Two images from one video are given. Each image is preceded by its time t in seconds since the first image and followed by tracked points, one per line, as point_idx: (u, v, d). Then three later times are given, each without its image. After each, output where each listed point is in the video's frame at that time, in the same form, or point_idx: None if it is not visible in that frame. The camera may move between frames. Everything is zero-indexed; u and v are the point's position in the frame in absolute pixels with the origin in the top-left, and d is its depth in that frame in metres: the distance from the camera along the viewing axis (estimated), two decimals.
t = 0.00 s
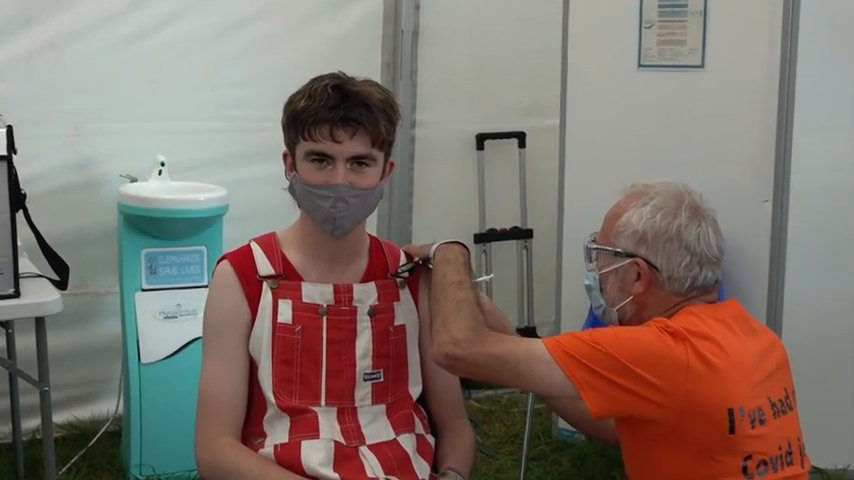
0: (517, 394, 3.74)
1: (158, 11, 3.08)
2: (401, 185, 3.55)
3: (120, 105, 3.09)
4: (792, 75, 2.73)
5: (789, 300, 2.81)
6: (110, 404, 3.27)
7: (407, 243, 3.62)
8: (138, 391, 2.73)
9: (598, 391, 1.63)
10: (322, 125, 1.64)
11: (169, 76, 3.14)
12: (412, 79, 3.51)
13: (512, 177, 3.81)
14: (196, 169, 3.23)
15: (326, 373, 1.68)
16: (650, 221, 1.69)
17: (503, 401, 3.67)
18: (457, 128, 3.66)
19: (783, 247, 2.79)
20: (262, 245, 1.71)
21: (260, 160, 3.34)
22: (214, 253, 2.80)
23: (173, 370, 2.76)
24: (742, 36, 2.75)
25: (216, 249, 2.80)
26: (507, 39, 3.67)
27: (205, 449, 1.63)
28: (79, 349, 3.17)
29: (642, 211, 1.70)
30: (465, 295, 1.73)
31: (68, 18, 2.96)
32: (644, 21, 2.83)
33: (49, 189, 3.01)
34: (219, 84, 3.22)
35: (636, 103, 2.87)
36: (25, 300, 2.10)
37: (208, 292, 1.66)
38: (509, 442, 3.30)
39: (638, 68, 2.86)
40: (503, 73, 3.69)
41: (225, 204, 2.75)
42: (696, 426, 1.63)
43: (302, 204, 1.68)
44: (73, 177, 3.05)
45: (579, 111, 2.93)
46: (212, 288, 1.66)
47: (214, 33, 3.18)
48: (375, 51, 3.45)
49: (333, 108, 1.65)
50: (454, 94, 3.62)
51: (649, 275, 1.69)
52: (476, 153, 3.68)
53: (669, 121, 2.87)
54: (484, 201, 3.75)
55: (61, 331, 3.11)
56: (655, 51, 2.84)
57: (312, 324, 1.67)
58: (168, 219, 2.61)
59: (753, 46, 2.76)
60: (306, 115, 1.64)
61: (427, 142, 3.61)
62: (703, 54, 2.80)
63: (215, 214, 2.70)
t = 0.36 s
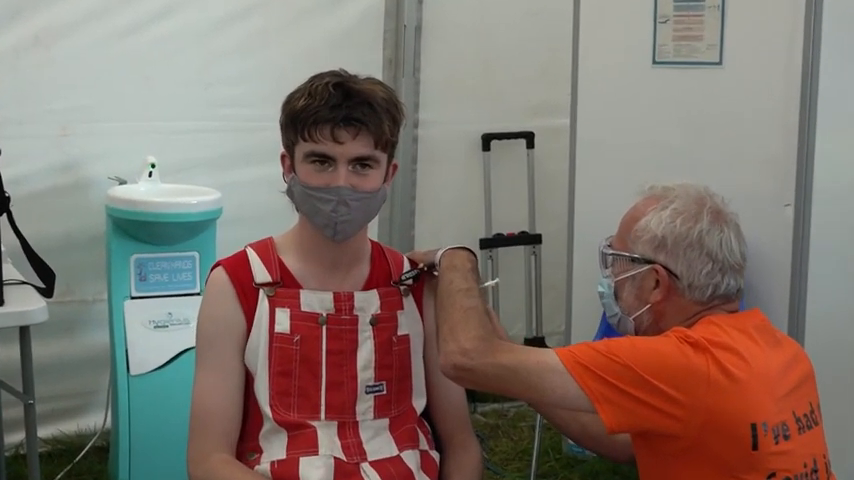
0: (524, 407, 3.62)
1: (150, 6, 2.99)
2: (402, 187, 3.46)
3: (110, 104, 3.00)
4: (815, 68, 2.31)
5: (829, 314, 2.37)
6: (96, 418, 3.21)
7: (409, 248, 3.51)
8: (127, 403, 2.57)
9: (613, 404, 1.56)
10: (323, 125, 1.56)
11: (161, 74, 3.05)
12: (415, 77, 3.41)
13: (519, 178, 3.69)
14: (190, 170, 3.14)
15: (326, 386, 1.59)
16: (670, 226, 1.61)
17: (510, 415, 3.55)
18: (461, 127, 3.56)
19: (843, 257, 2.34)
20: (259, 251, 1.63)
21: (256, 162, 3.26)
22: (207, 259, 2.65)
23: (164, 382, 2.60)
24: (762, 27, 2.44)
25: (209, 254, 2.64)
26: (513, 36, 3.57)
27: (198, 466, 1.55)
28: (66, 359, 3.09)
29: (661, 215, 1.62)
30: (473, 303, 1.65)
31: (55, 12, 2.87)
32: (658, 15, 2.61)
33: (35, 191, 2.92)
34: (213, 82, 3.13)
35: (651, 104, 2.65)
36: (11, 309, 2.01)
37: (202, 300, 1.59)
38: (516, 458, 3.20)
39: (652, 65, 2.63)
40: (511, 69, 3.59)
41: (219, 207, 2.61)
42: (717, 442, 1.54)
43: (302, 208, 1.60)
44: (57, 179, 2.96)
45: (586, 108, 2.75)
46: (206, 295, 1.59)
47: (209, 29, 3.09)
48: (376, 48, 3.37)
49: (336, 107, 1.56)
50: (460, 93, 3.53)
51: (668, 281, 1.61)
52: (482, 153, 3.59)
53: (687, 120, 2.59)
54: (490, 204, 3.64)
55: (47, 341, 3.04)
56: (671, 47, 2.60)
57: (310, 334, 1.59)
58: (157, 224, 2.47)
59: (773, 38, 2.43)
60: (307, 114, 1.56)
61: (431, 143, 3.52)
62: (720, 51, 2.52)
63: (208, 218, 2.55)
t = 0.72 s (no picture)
0: (537, 419, 3.46)
1: None
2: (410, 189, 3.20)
3: (101, 101, 2.82)
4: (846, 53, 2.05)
5: None
6: (88, 431, 3.03)
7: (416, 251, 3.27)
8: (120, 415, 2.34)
9: (634, 418, 1.47)
10: (329, 123, 1.48)
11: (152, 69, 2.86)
12: (422, 72, 3.16)
13: (531, 178, 3.46)
14: (184, 170, 2.95)
15: (330, 398, 1.51)
16: (692, 230, 1.52)
17: (521, 428, 3.40)
18: (469, 124, 3.30)
19: None
20: (259, 255, 1.54)
21: (253, 163, 3.04)
22: (205, 265, 2.43)
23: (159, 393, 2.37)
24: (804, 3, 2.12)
25: (207, 260, 2.43)
26: (528, 29, 3.33)
27: None
28: (56, 368, 2.92)
29: (683, 218, 1.54)
30: (485, 311, 1.57)
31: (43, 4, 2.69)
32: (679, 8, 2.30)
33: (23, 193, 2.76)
34: (209, 78, 2.93)
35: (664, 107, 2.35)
36: None
37: (200, 307, 1.50)
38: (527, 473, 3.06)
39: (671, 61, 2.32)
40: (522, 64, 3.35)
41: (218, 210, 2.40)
42: (744, 458, 1.46)
43: (306, 210, 1.51)
44: (47, 180, 2.79)
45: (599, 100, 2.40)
46: (204, 302, 1.50)
47: (203, 21, 2.88)
48: (381, 42, 3.12)
49: (342, 105, 1.48)
50: (468, 89, 3.27)
51: (691, 288, 1.53)
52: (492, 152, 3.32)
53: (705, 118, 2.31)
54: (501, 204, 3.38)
55: (35, 349, 2.88)
56: (691, 41, 2.30)
57: (314, 343, 1.51)
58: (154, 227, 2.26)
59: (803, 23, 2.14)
60: (312, 112, 1.48)
61: (438, 141, 3.25)
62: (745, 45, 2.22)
63: (207, 221, 2.34)
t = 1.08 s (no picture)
0: (553, 432, 3.37)
1: None
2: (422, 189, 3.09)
3: (94, 98, 2.73)
4: None
5: None
6: (81, 443, 2.96)
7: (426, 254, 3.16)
8: (115, 426, 2.27)
9: (659, 431, 1.39)
10: (337, 121, 1.39)
11: (150, 64, 2.77)
12: (433, 67, 3.04)
13: (546, 179, 3.37)
14: (182, 170, 2.86)
15: (338, 409, 1.43)
16: (722, 233, 1.44)
17: (537, 441, 3.31)
18: (480, 121, 3.19)
19: None
20: (263, 259, 1.46)
21: (255, 161, 2.94)
22: (204, 269, 2.35)
23: (153, 404, 2.29)
24: None
25: (206, 264, 2.35)
26: (544, 21, 3.19)
27: None
28: (48, 377, 2.85)
29: (711, 221, 1.45)
30: (501, 318, 1.49)
31: None
32: None
33: (13, 193, 2.68)
34: (209, 73, 2.83)
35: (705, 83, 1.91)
36: None
37: (200, 313, 1.42)
38: None
39: (696, 51, 1.90)
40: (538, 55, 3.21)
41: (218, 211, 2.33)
42: (775, 473, 1.37)
43: (312, 212, 1.43)
44: (39, 180, 2.71)
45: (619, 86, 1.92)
46: (205, 308, 1.42)
47: (202, 12, 2.78)
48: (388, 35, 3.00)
49: (351, 102, 1.39)
50: (481, 84, 3.16)
51: (721, 295, 1.44)
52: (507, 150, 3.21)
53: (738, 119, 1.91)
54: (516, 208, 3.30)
55: (26, 357, 2.80)
56: (717, 33, 1.89)
57: (320, 351, 1.42)
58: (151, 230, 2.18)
59: None
60: (319, 109, 1.39)
61: (451, 139, 3.15)
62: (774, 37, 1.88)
63: (206, 223, 2.26)
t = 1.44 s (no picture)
0: (564, 445, 3.29)
1: None
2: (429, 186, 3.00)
3: (83, 93, 2.63)
4: None
5: None
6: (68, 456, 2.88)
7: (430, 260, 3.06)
8: (104, 439, 2.17)
9: (678, 442, 1.32)
10: (339, 118, 1.32)
11: (141, 57, 2.66)
12: (438, 59, 2.94)
13: (557, 178, 3.26)
14: (176, 168, 2.75)
15: (339, 421, 1.36)
16: (746, 236, 1.36)
17: (548, 454, 3.22)
18: (489, 117, 3.08)
19: None
20: (261, 263, 1.39)
21: (254, 157, 2.83)
22: (197, 274, 2.28)
23: (144, 416, 2.19)
24: None
25: (199, 269, 2.27)
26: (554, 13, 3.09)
27: None
28: (34, 386, 2.77)
29: (735, 222, 1.38)
30: (512, 325, 1.42)
31: None
32: None
33: None
34: (203, 66, 2.72)
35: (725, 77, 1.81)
36: None
37: (195, 319, 1.34)
38: None
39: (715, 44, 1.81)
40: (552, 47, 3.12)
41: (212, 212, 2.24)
42: None
43: (312, 214, 1.36)
44: (25, 180, 2.62)
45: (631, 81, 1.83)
46: (199, 313, 1.34)
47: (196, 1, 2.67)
48: (391, 26, 2.88)
49: (354, 98, 1.32)
50: (489, 76, 3.05)
51: (744, 299, 1.37)
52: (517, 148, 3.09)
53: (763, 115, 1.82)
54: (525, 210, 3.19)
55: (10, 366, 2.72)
56: (737, 25, 1.80)
57: (321, 360, 1.35)
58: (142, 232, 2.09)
59: None
60: (321, 105, 1.32)
61: (457, 135, 3.05)
62: (798, 27, 1.79)
63: (200, 224, 2.18)
